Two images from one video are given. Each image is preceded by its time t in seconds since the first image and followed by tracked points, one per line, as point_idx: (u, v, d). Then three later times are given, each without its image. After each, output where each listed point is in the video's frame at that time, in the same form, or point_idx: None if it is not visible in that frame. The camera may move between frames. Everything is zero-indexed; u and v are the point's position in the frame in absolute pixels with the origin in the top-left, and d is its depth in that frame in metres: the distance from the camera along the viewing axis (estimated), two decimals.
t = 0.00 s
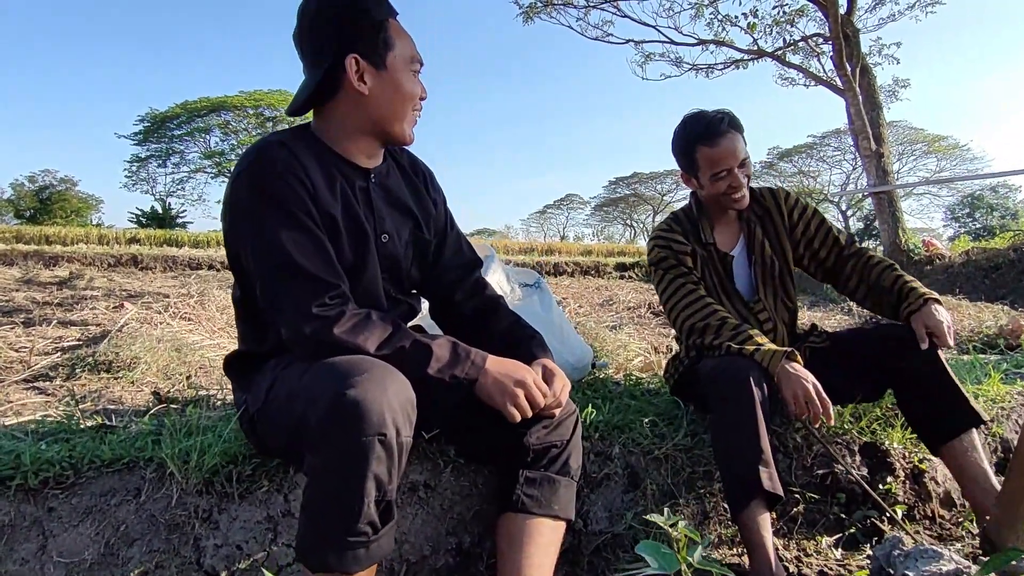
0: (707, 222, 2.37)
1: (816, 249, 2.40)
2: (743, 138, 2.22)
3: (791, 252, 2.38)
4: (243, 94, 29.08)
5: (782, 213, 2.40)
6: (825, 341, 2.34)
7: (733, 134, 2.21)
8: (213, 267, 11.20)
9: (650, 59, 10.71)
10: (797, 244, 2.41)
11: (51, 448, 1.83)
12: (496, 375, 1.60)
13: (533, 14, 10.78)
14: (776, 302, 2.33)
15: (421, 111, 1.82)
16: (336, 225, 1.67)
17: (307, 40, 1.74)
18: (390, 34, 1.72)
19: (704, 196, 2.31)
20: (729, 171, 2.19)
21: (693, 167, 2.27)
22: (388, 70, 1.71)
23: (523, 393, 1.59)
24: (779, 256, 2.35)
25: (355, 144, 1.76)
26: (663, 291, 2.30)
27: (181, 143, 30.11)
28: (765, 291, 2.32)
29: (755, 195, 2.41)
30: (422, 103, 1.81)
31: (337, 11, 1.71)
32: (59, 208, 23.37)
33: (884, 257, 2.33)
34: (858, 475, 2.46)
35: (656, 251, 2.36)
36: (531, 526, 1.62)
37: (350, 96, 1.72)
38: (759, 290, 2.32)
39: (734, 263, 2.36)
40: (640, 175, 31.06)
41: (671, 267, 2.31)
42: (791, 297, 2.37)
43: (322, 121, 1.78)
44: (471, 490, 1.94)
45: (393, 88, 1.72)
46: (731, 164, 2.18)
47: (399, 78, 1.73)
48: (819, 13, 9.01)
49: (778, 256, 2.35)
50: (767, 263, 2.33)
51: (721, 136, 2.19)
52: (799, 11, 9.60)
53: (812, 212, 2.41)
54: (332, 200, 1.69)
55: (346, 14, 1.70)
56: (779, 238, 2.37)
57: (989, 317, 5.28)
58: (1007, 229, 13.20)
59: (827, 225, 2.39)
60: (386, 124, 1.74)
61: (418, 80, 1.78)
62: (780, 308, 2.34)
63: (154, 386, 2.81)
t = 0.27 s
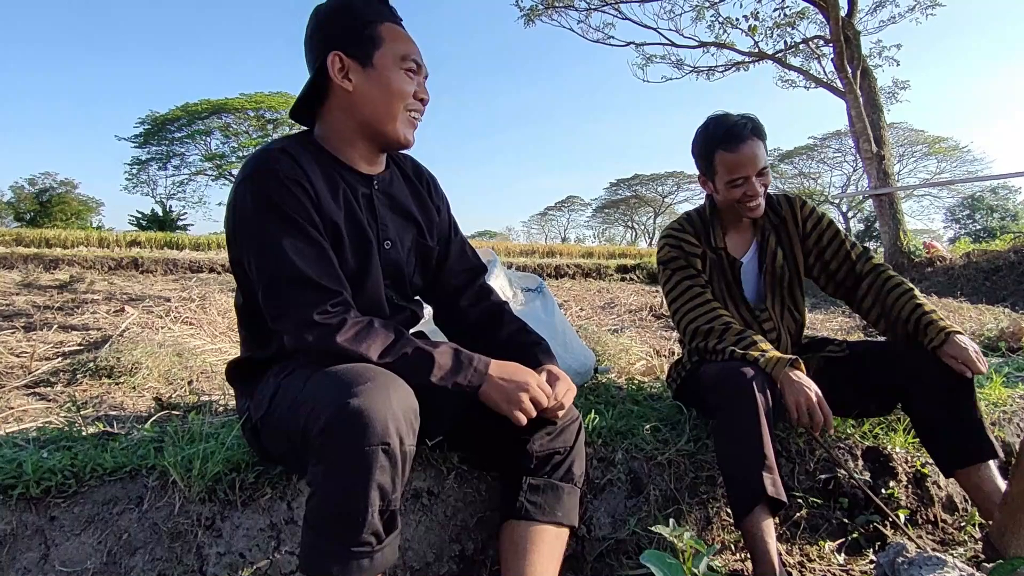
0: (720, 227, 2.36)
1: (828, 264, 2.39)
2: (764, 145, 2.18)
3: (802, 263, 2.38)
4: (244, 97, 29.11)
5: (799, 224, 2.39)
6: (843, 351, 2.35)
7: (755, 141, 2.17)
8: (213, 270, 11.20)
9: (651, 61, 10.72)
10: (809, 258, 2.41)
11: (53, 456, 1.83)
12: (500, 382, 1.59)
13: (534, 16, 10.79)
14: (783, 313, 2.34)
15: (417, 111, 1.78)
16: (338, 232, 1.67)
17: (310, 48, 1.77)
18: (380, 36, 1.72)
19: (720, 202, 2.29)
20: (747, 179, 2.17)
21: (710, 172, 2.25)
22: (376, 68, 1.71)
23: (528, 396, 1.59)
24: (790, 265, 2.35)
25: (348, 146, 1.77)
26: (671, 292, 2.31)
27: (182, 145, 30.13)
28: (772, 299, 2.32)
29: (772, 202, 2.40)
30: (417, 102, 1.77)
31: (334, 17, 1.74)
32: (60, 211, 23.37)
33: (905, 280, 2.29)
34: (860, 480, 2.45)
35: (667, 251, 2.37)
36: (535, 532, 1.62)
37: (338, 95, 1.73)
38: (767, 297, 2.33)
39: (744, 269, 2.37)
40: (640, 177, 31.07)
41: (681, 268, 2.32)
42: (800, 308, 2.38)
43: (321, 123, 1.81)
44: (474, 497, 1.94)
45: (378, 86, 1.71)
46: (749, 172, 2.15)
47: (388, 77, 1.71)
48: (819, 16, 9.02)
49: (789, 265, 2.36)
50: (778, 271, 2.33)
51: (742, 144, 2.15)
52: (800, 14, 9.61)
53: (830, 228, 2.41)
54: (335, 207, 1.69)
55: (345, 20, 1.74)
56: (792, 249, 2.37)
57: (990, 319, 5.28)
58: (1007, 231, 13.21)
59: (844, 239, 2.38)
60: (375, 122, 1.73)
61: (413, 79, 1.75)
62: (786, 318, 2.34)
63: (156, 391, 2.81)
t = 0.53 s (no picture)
0: (738, 228, 2.35)
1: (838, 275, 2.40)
2: (798, 153, 2.16)
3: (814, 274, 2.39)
4: (243, 98, 29.11)
5: (818, 235, 2.39)
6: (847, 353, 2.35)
7: (789, 151, 2.15)
8: (213, 271, 11.19)
9: (651, 62, 10.73)
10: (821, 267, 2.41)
11: (54, 460, 1.83)
12: (500, 389, 1.60)
13: (534, 17, 10.79)
14: (791, 321, 2.36)
15: (420, 113, 1.77)
16: (343, 236, 1.67)
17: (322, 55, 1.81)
18: (384, 40, 1.74)
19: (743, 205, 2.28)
20: (775, 186, 2.15)
21: (739, 175, 2.23)
22: (376, 70, 1.73)
23: (526, 401, 1.60)
24: (803, 275, 2.36)
25: (350, 148, 1.78)
26: (679, 290, 2.29)
27: (181, 146, 30.12)
28: (781, 308, 2.34)
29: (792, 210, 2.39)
30: (418, 105, 1.76)
31: (345, 25, 1.78)
32: (59, 211, 23.36)
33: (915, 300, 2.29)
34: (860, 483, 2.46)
35: (682, 246, 2.35)
36: (535, 536, 1.62)
37: (341, 97, 1.77)
38: (777, 305, 2.35)
39: (758, 273, 2.37)
40: (640, 178, 31.08)
41: (692, 266, 2.30)
42: (808, 316, 2.39)
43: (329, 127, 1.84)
44: (475, 500, 1.95)
45: (377, 85, 1.72)
46: (779, 179, 2.14)
47: (388, 78, 1.72)
48: (819, 17, 9.02)
49: (803, 276, 2.37)
50: (790, 279, 2.35)
51: (777, 151, 2.13)
52: (800, 15, 9.62)
53: (847, 240, 2.40)
54: (341, 212, 1.69)
55: (354, 27, 1.77)
56: (808, 257, 2.37)
57: (989, 321, 5.28)
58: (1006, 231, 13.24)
59: (858, 252, 2.38)
60: (373, 123, 1.73)
61: (415, 82, 1.75)
62: (793, 329, 2.36)
63: (156, 394, 2.81)
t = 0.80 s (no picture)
0: (764, 230, 2.31)
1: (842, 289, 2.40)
2: (842, 164, 2.13)
3: (827, 289, 2.39)
4: (243, 99, 29.12)
5: (839, 250, 2.38)
6: (847, 357, 2.36)
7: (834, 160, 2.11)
8: (212, 272, 11.19)
9: (650, 63, 10.75)
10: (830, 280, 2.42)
11: (51, 463, 1.83)
12: (499, 389, 1.60)
13: (534, 17, 10.80)
14: (798, 331, 2.35)
15: (431, 118, 1.78)
16: (348, 237, 1.67)
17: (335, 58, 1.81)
18: (394, 46, 1.74)
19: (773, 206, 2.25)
20: (812, 194, 2.13)
21: (778, 177, 2.19)
22: (386, 74, 1.73)
23: (526, 399, 1.60)
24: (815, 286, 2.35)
25: (360, 152, 1.77)
26: (689, 288, 2.28)
27: (181, 147, 30.12)
28: (791, 318, 2.33)
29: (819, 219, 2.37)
30: (428, 108, 1.76)
31: (355, 29, 1.78)
32: (59, 212, 23.36)
33: (904, 314, 2.30)
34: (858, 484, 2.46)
35: (703, 241, 2.31)
36: (533, 538, 1.62)
37: (352, 102, 1.77)
38: (789, 313, 2.34)
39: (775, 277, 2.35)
40: (640, 179, 31.09)
41: (710, 263, 2.27)
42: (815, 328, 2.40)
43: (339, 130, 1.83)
44: (473, 502, 1.95)
45: (388, 91, 1.72)
46: (817, 188, 2.11)
47: (398, 84, 1.72)
48: (818, 18, 9.03)
49: (818, 289, 2.36)
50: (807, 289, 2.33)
51: (821, 160, 2.09)
52: (800, 16, 9.63)
53: (865, 258, 2.39)
54: (349, 213, 1.69)
55: (365, 32, 1.77)
56: (824, 271, 2.37)
57: (988, 321, 5.28)
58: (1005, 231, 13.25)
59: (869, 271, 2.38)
60: (385, 127, 1.73)
61: (424, 85, 1.75)
62: (798, 338, 2.37)
63: (154, 395, 2.81)
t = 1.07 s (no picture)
0: (797, 235, 2.28)
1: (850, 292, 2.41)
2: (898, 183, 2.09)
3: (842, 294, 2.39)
4: (243, 99, 29.13)
5: (859, 255, 2.38)
6: (846, 357, 2.36)
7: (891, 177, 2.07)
8: (212, 273, 11.19)
9: (650, 64, 10.76)
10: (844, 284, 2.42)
11: (48, 461, 1.84)
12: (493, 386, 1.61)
13: (533, 18, 10.81)
14: (811, 335, 2.34)
15: (443, 126, 1.80)
16: (350, 235, 1.67)
17: (346, 55, 1.79)
18: (414, 50, 1.73)
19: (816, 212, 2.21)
20: (863, 208, 2.09)
21: (835, 183, 2.13)
22: (410, 80, 1.72)
23: (521, 396, 1.60)
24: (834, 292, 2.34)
25: (373, 152, 1.77)
26: (705, 284, 2.24)
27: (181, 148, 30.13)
28: (804, 322, 2.31)
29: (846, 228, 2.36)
30: (444, 116, 1.79)
31: (375, 28, 1.76)
32: (59, 212, 23.36)
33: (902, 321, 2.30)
34: (856, 483, 2.46)
35: (734, 236, 2.26)
36: (530, 537, 1.62)
37: (373, 103, 1.74)
38: (805, 317, 2.32)
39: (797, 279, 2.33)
40: (639, 179, 31.10)
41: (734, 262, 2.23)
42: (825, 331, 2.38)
43: (350, 126, 1.80)
44: (470, 500, 1.95)
45: (411, 97, 1.72)
46: (869, 203, 2.07)
47: (420, 91, 1.72)
48: (817, 18, 9.04)
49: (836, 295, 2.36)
50: (826, 295, 2.32)
51: (879, 176, 2.04)
52: (799, 16, 9.63)
53: (882, 263, 2.39)
54: (353, 214, 1.69)
55: (382, 32, 1.75)
56: (842, 278, 2.37)
57: (988, 322, 5.27)
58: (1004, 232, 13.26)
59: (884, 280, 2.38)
60: (403, 131, 1.74)
61: (442, 94, 1.77)
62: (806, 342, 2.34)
63: (152, 395, 2.81)
